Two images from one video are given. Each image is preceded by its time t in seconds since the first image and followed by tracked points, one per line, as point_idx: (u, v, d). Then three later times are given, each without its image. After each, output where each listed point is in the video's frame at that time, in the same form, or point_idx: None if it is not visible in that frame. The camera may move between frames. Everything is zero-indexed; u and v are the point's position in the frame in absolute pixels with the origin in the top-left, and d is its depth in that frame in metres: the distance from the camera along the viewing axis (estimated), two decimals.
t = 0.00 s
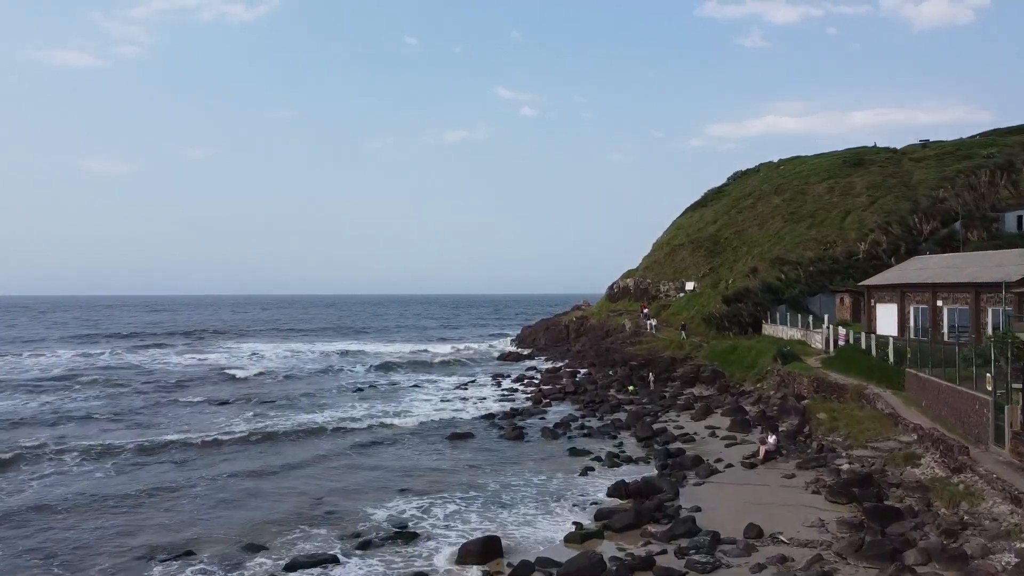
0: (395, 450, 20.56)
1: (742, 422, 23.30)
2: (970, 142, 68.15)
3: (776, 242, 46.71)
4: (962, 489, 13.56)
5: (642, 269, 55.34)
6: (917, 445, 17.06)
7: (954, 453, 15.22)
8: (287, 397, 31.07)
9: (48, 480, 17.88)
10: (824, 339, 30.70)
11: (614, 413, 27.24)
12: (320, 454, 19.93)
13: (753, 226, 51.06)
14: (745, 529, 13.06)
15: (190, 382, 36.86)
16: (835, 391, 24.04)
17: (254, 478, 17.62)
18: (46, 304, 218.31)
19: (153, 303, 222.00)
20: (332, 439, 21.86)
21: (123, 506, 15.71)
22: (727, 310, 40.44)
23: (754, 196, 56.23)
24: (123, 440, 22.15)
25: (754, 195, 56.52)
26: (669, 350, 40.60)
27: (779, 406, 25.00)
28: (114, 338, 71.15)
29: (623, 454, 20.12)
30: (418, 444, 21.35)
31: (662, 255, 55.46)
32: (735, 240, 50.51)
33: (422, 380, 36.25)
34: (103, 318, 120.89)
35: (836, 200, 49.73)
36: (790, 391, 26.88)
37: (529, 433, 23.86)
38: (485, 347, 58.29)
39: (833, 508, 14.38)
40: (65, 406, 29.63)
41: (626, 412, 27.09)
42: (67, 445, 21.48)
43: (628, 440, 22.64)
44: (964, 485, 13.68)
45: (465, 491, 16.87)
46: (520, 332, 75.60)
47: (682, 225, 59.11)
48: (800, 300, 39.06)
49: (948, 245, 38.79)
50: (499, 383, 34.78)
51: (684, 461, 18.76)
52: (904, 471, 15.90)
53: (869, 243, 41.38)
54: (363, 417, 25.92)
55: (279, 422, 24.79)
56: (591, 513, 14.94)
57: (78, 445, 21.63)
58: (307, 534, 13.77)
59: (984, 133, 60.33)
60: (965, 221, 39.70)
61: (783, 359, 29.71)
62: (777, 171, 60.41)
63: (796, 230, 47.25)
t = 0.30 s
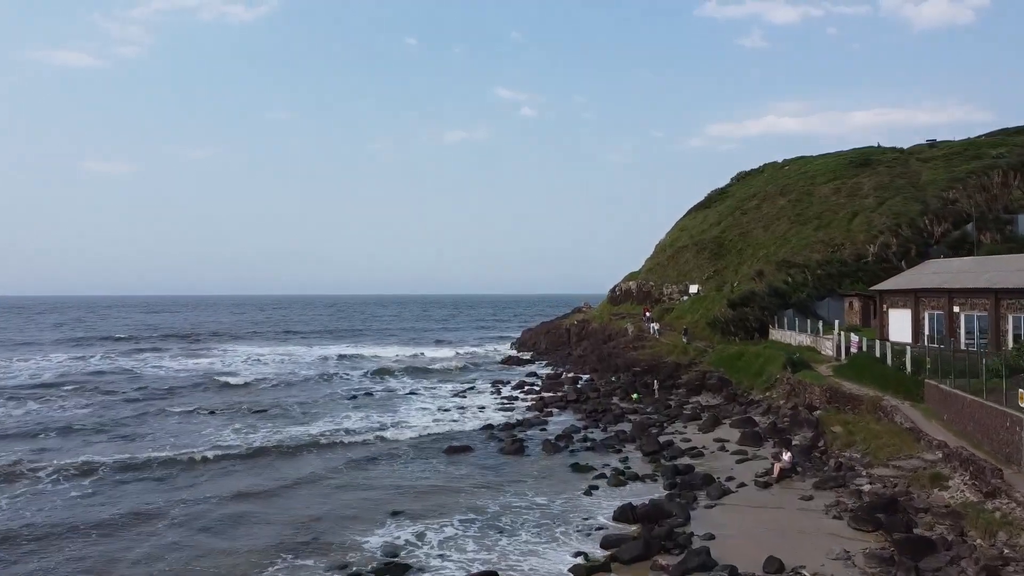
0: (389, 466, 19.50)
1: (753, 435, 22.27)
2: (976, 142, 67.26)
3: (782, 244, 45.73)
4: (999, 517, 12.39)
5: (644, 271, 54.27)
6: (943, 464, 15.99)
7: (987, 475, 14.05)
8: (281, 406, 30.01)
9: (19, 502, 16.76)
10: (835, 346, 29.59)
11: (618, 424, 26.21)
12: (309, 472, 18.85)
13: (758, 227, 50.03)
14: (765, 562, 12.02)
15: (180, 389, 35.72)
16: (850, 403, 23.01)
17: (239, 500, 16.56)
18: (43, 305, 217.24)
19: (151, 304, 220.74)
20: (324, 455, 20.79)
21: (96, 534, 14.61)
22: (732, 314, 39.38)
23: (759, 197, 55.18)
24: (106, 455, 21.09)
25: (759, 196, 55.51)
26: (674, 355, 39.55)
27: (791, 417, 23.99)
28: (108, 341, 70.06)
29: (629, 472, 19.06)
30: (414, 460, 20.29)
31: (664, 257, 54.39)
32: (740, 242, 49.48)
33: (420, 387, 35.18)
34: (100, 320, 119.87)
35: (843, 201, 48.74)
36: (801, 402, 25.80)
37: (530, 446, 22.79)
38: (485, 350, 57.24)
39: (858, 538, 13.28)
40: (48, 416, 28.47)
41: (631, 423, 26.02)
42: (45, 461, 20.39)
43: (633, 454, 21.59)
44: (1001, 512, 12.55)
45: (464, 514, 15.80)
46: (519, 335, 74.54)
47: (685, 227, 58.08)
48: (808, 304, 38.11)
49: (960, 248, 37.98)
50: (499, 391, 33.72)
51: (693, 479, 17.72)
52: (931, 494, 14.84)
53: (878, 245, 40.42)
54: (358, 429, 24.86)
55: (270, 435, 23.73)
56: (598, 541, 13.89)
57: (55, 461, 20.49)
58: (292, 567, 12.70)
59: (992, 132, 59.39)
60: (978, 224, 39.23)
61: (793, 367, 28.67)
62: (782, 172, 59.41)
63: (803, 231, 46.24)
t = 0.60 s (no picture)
0: (383, 486, 18.42)
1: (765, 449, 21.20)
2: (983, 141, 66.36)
3: (788, 247, 44.69)
4: None
5: (646, 274, 53.19)
6: (972, 485, 15.00)
7: None
8: (273, 416, 28.91)
9: None
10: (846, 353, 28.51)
11: (623, 436, 25.16)
12: (298, 493, 17.77)
13: (763, 229, 48.98)
14: None
15: (170, 397, 34.55)
16: (866, 415, 21.97)
17: (222, 526, 15.48)
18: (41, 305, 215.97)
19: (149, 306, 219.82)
20: (315, 473, 19.69)
21: (66, 566, 13.53)
22: (738, 319, 38.32)
23: (764, 198, 54.13)
24: (85, 471, 19.99)
25: (763, 197, 54.45)
26: (678, 361, 38.48)
27: (803, 429, 22.95)
28: (102, 344, 68.90)
29: (636, 491, 18.01)
30: (410, 478, 19.21)
31: (667, 259, 53.31)
32: (744, 244, 48.42)
33: (418, 395, 34.08)
34: (97, 321, 118.88)
35: (850, 202, 47.71)
36: (814, 413, 24.73)
37: (531, 461, 21.72)
38: (484, 354, 56.16)
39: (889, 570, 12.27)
40: (30, 427, 27.32)
41: (636, 435, 24.95)
42: (20, 479, 19.28)
43: (640, 470, 20.50)
44: None
45: (462, 541, 14.71)
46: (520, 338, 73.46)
47: (688, 228, 57.03)
48: (816, 309, 37.10)
49: (974, 251, 37.34)
50: (499, 399, 32.62)
51: (705, 500, 16.67)
52: (964, 520, 13.80)
53: (888, 247, 39.42)
54: (352, 442, 23.77)
55: (259, 450, 22.63)
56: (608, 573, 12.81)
57: (30, 479, 19.37)
58: None
59: (999, 132, 58.44)
60: (991, 226, 38.47)
61: (803, 375, 27.61)
62: (786, 172, 58.40)
63: (809, 233, 45.21)
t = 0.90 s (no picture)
0: (377, 506, 17.49)
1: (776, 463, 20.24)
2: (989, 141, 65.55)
3: (795, 249, 43.77)
4: None
5: (649, 277, 52.27)
6: (1001, 508, 14.09)
7: None
8: (265, 426, 27.96)
9: None
10: (858, 360, 27.56)
11: (627, 447, 24.22)
12: (288, 515, 16.82)
13: (768, 231, 48.05)
14: None
15: (161, 405, 33.59)
16: (882, 427, 21.03)
17: (205, 554, 14.53)
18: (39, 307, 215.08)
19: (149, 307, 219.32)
20: (305, 491, 18.75)
21: None
22: (744, 323, 37.43)
23: (768, 199, 53.20)
24: (64, 489, 19.04)
25: (768, 198, 53.53)
26: (682, 367, 37.55)
27: (815, 441, 22.02)
28: (96, 348, 67.95)
29: (642, 510, 17.08)
30: (404, 497, 18.26)
31: (670, 261, 52.35)
32: (749, 246, 47.51)
33: (415, 403, 33.14)
34: (94, 323, 117.98)
35: (857, 204, 46.77)
36: (826, 424, 23.80)
37: (532, 476, 20.77)
38: (484, 358, 55.23)
39: None
40: (14, 438, 26.40)
41: (641, 447, 23.99)
42: None
43: (646, 487, 19.55)
44: None
45: (460, 568, 13.78)
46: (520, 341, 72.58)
47: (692, 230, 56.10)
48: (824, 313, 36.21)
49: (986, 253, 36.48)
50: (498, 407, 31.67)
51: (716, 521, 15.71)
52: (995, 548, 12.87)
53: (897, 250, 38.47)
54: (346, 455, 22.85)
55: (249, 464, 21.70)
56: None
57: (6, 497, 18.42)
58: None
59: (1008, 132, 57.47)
60: (1003, 228, 37.53)
61: (813, 383, 26.68)
62: (791, 172, 57.49)
63: (815, 235, 44.29)
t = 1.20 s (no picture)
0: (370, 530, 16.43)
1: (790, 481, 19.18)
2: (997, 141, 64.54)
3: (802, 251, 42.72)
4: None
5: (652, 279, 51.20)
6: None
7: None
8: (254, 437, 26.87)
9: None
10: (872, 369, 26.49)
11: (632, 462, 23.16)
12: (274, 542, 15.78)
13: (774, 233, 47.01)
14: None
15: (150, 413, 32.48)
16: (901, 442, 19.98)
17: None
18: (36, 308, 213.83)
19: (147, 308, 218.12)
20: (294, 513, 17.70)
21: None
22: (751, 329, 36.36)
23: (774, 200, 52.14)
24: (38, 510, 18.00)
25: (773, 199, 52.47)
26: (687, 374, 36.48)
27: (830, 456, 20.95)
28: (89, 351, 66.85)
29: (651, 534, 16.02)
30: (398, 520, 17.21)
31: (674, 264, 51.29)
32: (755, 248, 46.46)
33: (412, 412, 32.07)
34: (90, 325, 116.89)
35: (865, 205, 45.74)
36: (841, 437, 22.73)
37: (533, 493, 19.71)
38: (483, 362, 54.15)
39: None
40: None
41: (646, 461, 22.94)
42: None
43: (653, 507, 18.48)
44: None
45: None
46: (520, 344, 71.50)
47: (695, 232, 55.05)
48: (833, 318, 35.15)
49: (1000, 257, 35.48)
50: (498, 416, 30.61)
51: (732, 549, 14.65)
52: None
53: (908, 253, 37.45)
54: (338, 471, 21.79)
55: (236, 482, 20.62)
56: None
57: None
58: None
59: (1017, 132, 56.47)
60: (1017, 231, 36.51)
61: (825, 392, 25.63)
62: (796, 173, 56.44)
63: (823, 238, 43.25)
